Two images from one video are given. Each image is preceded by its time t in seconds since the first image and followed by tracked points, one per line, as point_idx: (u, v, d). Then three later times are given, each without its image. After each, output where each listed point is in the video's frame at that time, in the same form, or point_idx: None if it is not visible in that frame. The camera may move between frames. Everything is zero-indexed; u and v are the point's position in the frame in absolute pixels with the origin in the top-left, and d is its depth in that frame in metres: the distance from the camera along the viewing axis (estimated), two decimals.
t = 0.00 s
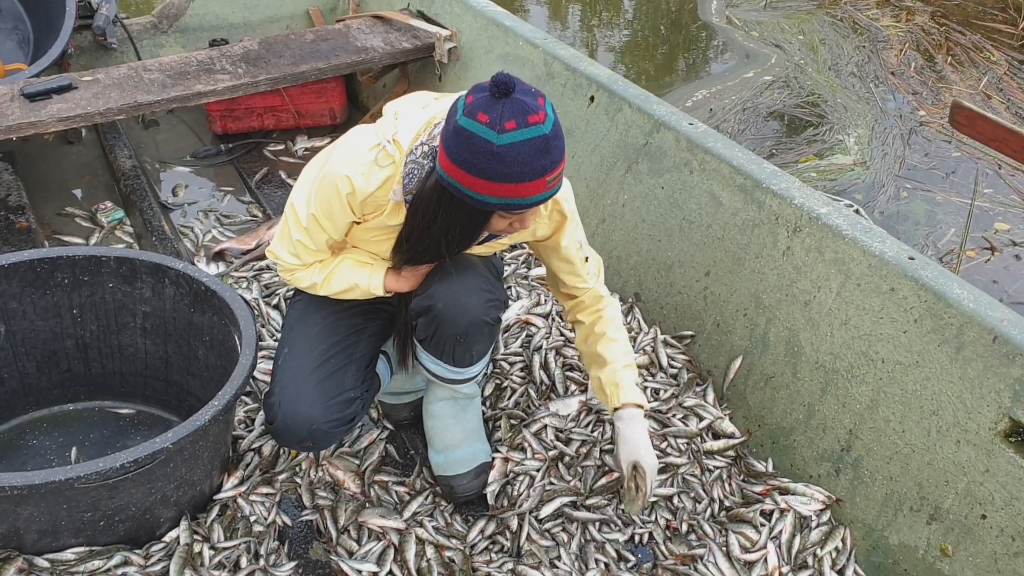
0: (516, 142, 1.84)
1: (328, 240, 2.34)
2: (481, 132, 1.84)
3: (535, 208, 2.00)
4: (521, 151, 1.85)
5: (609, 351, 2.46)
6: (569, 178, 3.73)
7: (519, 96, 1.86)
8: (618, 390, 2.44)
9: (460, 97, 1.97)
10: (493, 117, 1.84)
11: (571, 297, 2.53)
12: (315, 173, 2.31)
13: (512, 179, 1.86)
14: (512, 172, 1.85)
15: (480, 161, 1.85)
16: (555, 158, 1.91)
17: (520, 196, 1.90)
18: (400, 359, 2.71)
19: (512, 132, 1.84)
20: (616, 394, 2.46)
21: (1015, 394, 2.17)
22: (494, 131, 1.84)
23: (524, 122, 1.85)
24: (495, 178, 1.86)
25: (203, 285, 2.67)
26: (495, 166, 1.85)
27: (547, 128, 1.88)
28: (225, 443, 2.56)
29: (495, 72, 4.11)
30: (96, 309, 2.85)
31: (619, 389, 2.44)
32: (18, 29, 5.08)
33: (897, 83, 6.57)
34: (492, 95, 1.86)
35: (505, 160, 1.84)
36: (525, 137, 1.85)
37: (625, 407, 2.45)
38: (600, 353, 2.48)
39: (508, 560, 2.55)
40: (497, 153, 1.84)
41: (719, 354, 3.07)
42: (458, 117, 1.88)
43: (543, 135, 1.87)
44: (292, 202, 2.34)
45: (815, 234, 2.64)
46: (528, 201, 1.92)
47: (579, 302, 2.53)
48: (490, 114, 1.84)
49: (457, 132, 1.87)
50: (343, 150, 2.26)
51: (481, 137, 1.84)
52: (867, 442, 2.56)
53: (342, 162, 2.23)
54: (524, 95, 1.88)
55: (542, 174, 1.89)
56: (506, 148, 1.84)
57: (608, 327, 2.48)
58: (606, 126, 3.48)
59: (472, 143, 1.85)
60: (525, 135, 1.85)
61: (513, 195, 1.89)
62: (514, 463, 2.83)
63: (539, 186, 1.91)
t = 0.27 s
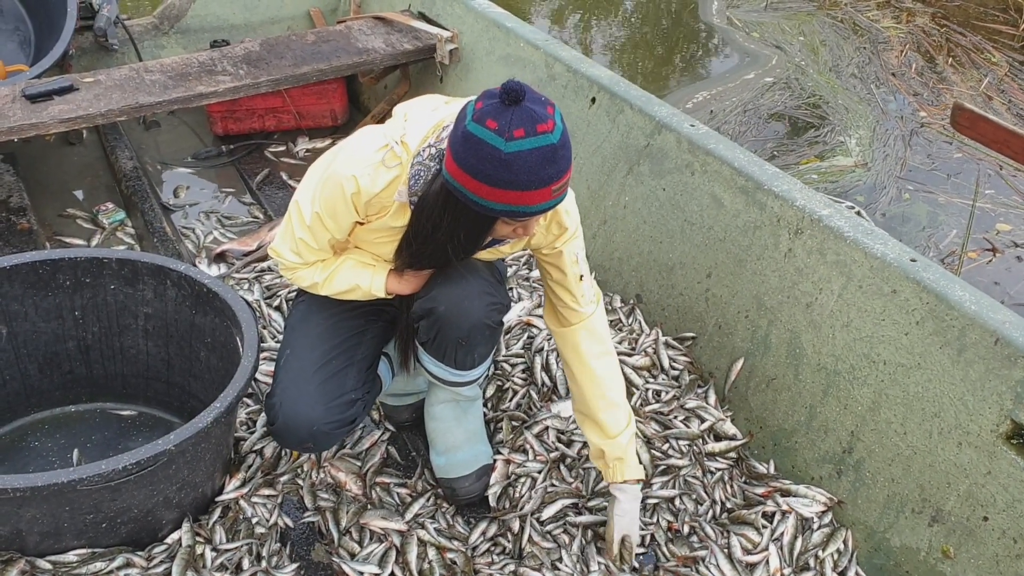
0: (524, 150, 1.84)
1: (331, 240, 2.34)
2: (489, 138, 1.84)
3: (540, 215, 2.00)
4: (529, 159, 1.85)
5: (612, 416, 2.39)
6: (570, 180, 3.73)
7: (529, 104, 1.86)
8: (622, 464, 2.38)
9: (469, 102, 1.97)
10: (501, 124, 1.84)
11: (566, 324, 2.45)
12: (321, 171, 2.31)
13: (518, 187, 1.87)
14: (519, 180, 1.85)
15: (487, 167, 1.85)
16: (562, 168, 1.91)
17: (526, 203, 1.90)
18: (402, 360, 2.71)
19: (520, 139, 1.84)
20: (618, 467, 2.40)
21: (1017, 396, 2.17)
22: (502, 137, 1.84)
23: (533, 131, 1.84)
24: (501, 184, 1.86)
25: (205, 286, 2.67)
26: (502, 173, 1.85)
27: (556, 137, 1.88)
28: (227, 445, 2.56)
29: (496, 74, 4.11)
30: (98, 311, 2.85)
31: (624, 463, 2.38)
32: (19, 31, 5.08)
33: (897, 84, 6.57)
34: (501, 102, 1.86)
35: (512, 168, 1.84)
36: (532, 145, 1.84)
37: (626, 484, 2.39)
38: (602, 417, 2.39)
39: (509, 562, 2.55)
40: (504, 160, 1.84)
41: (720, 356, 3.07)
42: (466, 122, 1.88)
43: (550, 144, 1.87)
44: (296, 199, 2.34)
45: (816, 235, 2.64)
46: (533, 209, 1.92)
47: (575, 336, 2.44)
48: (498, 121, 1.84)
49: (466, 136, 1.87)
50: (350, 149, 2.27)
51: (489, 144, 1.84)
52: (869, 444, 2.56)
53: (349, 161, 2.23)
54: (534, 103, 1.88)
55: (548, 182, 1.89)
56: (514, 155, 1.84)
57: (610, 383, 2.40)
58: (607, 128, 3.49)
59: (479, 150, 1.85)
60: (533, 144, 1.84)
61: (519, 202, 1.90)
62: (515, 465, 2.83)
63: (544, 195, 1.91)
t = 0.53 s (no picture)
0: (521, 154, 1.84)
1: (332, 239, 2.34)
2: (487, 142, 1.84)
3: (538, 217, 2.01)
4: (527, 163, 1.85)
5: (629, 387, 2.45)
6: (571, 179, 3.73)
7: (527, 107, 1.86)
8: (640, 432, 2.44)
9: (469, 103, 1.96)
10: (499, 127, 1.84)
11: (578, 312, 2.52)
12: (321, 171, 2.31)
13: (515, 191, 1.87)
14: (516, 184, 1.85)
15: (485, 170, 1.85)
16: (561, 172, 1.91)
17: (523, 206, 1.91)
18: (403, 358, 2.71)
19: (518, 144, 1.84)
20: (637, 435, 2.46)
21: (1017, 395, 2.17)
22: (500, 141, 1.84)
23: (531, 134, 1.84)
24: (498, 188, 1.87)
25: (206, 286, 2.67)
26: (499, 177, 1.85)
27: (553, 141, 1.88)
28: (228, 444, 2.56)
29: (497, 74, 4.11)
30: (98, 310, 2.85)
31: (642, 431, 2.44)
32: (19, 31, 5.08)
33: (897, 84, 6.57)
34: (499, 105, 1.86)
35: (509, 172, 1.84)
36: (530, 150, 1.84)
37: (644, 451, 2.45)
38: (619, 390, 2.46)
39: (510, 561, 2.55)
40: (501, 164, 1.84)
41: (721, 355, 3.07)
42: (465, 124, 1.88)
43: (548, 148, 1.87)
44: (297, 199, 2.34)
45: (817, 235, 2.64)
46: (530, 212, 1.93)
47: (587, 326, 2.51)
48: (496, 124, 1.84)
49: (463, 139, 1.87)
50: (350, 149, 2.27)
51: (486, 147, 1.84)
52: (869, 443, 2.56)
53: (349, 161, 2.23)
54: (532, 106, 1.87)
55: (545, 186, 1.89)
56: (511, 159, 1.84)
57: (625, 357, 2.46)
58: (607, 127, 3.49)
59: (477, 153, 1.85)
60: (531, 148, 1.84)
61: (516, 206, 1.90)
62: (516, 464, 2.83)
63: (541, 198, 1.91)
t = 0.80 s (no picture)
0: (520, 148, 1.84)
1: (332, 239, 2.34)
2: (486, 137, 1.84)
3: (537, 211, 2.01)
4: (526, 157, 1.85)
5: (629, 350, 2.53)
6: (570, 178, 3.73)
7: (525, 102, 1.86)
8: (637, 394, 2.53)
9: (466, 98, 1.96)
10: (497, 123, 1.84)
11: (583, 294, 2.56)
12: (319, 171, 2.31)
13: (515, 185, 1.87)
14: (515, 179, 1.86)
15: (484, 166, 1.85)
16: (559, 164, 1.92)
17: (522, 201, 1.91)
18: (403, 356, 2.70)
19: (517, 138, 1.84)
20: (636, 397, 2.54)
21: (1017, 394, 2.17)
22: (498, 136, 1.84)
23: (529, 129, 1.84)
24: (498, 183, 1.87)
25: (206, 285, 2.67)
26: (498, 172, 1.85)
27: (552, 135, 1.88)
28: (227, 442, 2.56)
29: (497, 72, 4.11)
30: (98, 309, 2.85)
31: (637, 393, 2.52)
32: (19, 29, 5.08)
33: (897, 84, 6.57)
34: (498, 100, 1.86)
35: (509, 167, 1.85)
36: (529, 144, 1.85)
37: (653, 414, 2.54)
38: (620, 354, 2.54)
39: (509, 560, 2.55)
40: (500, 159, 1.84)
41: (720, 354, 3.07)
42: (463, 120, 1.88)
43: (547, 142, 1.87)
44: (296, 200, 2.34)
45: (816, 233, 2.64)
46: (530, 206, 1.93)
47: (592, 306, 2.57)
48: (495, 119, 1.84)
49: (462, 135, 1.87)
50: (347, 148, 2.26)
51: (485, 143, 1.84)
52: (869, 442, 2.56)
53: (346, 160, 2.22)
54: (530, 101, 1.87)
55: (544, 180, 1.90)
56: (511, 154, 1.84)
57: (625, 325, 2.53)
58: (607, 126, 3.49)
59: (475, 148, 1.85)
60: (530, 142, 1.85)
61: (516, 200, 1.91)
62: (515, 462, 2.83)
63: (541, 192, 1.92)
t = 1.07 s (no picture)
0: (513, 148, 1.84)
1: (324, 237, 2.34)
2: (478, 137, 1.84)
3: (529, 210, 2.02)
4: (518, 157, 1.85)
5: (615, 343, 2.53)
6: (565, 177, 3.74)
7: (518, 102, 1.86)
8: (615, 388, 2.53)
9: (459, 97, 1.96)
10: (490, 122, 1.84)
11: (578, 288, 2.58)
12: (311, 169, 2.30)
13: (507, 185, 1.88)
14: (508, 178, 1.86)
15: (477, 166, 1.86)
16: (552, 163, 1.92)
17: (514, 201, 1.92)
18: (396, 354, 2.71)
19: (509, 138, 1.84)
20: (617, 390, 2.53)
21: (1009, 392, 2.18)
22: (491, 136, 1.84)
23: (522, 129, 1.85)
24: (491, 182, 1.87)
25: (199, 284, 2.66)
26: (491, 171, 1.86)
27: (544, 135, 1.88)
28: (221, 441, 2.56)
29: (491, 71, 4.11)
30: (92, 308, 2.84)
31: (615, 387, 2.53)
32: (13, 28, 5.07)
33: (891, 83, 6.59)
34: (490, 100, 1.86)
35: (501, 167, 1.85)
36: (522, 144, 1.85)
37: (625, 407, 2.52)
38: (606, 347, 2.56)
39: (503, 558, 2.55)
40: (493, 159, 1.84)
41: (714, 353, 3.07)
42: (456, 119, 1.88)
43: (539, 142, 1.87)
44: (288, 198, 2.33)
45: (810, 232, 2.65)
46: (522, 205, 1.93)
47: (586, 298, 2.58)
48: (487, 119, 1.84)
49: (455, 134, 1.87)
50: (339, 146, 2.26)
51: (478, 143, 1.84)
52: (862, 440, 2.57)
53: (339, 158, 2.22)
54: (523, 101, 1.87)
55: (536, 180, 1.90)
56: (503, 154, 1.84)
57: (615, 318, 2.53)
58: (602, 126, 3.49)
59: (468, 148, 1.85)
60: (523, 142, 1.85)
61: (508, 200, 1.91)
62: (509, 461, 2.84)
63: (533, 191, 1.92)
